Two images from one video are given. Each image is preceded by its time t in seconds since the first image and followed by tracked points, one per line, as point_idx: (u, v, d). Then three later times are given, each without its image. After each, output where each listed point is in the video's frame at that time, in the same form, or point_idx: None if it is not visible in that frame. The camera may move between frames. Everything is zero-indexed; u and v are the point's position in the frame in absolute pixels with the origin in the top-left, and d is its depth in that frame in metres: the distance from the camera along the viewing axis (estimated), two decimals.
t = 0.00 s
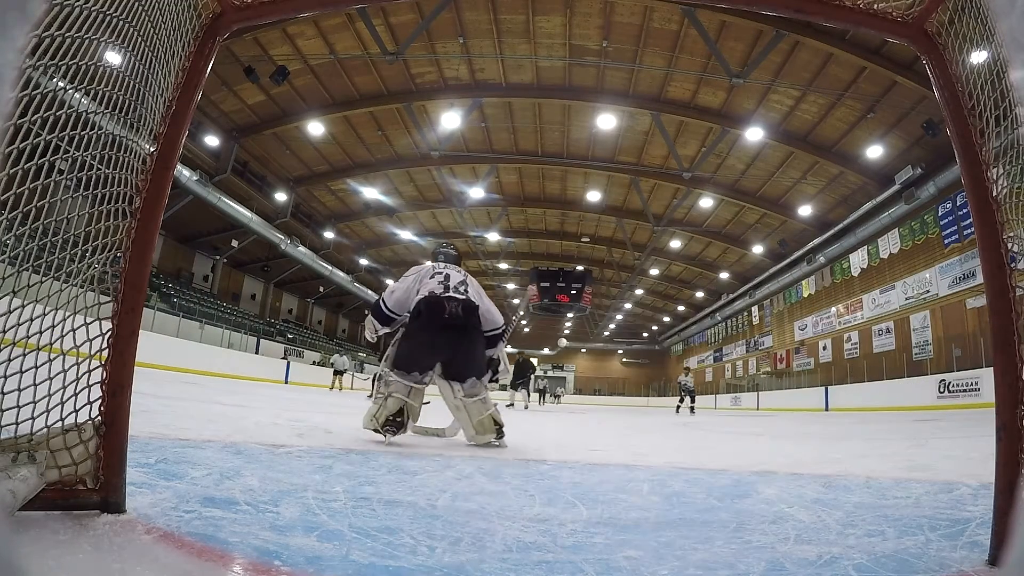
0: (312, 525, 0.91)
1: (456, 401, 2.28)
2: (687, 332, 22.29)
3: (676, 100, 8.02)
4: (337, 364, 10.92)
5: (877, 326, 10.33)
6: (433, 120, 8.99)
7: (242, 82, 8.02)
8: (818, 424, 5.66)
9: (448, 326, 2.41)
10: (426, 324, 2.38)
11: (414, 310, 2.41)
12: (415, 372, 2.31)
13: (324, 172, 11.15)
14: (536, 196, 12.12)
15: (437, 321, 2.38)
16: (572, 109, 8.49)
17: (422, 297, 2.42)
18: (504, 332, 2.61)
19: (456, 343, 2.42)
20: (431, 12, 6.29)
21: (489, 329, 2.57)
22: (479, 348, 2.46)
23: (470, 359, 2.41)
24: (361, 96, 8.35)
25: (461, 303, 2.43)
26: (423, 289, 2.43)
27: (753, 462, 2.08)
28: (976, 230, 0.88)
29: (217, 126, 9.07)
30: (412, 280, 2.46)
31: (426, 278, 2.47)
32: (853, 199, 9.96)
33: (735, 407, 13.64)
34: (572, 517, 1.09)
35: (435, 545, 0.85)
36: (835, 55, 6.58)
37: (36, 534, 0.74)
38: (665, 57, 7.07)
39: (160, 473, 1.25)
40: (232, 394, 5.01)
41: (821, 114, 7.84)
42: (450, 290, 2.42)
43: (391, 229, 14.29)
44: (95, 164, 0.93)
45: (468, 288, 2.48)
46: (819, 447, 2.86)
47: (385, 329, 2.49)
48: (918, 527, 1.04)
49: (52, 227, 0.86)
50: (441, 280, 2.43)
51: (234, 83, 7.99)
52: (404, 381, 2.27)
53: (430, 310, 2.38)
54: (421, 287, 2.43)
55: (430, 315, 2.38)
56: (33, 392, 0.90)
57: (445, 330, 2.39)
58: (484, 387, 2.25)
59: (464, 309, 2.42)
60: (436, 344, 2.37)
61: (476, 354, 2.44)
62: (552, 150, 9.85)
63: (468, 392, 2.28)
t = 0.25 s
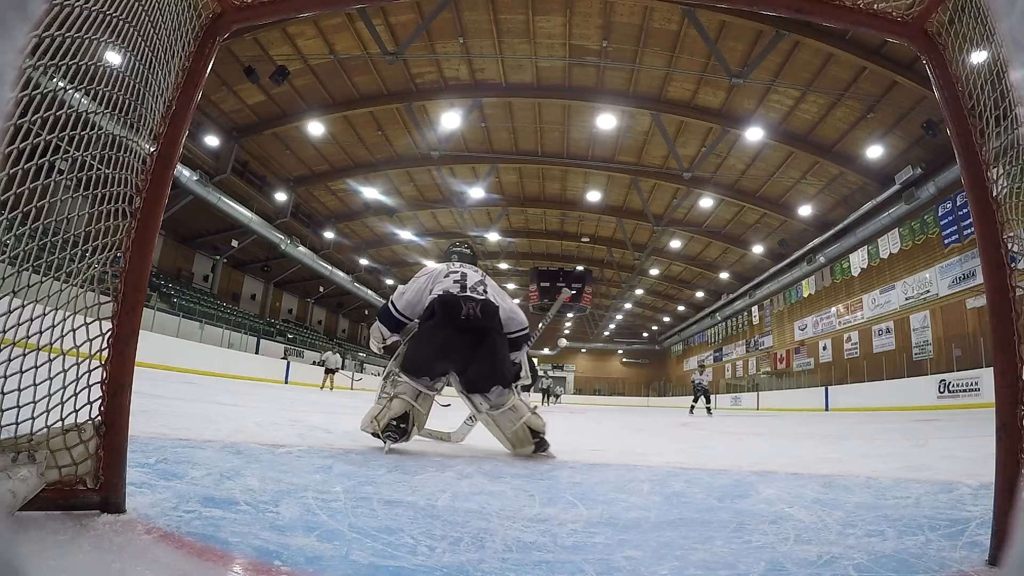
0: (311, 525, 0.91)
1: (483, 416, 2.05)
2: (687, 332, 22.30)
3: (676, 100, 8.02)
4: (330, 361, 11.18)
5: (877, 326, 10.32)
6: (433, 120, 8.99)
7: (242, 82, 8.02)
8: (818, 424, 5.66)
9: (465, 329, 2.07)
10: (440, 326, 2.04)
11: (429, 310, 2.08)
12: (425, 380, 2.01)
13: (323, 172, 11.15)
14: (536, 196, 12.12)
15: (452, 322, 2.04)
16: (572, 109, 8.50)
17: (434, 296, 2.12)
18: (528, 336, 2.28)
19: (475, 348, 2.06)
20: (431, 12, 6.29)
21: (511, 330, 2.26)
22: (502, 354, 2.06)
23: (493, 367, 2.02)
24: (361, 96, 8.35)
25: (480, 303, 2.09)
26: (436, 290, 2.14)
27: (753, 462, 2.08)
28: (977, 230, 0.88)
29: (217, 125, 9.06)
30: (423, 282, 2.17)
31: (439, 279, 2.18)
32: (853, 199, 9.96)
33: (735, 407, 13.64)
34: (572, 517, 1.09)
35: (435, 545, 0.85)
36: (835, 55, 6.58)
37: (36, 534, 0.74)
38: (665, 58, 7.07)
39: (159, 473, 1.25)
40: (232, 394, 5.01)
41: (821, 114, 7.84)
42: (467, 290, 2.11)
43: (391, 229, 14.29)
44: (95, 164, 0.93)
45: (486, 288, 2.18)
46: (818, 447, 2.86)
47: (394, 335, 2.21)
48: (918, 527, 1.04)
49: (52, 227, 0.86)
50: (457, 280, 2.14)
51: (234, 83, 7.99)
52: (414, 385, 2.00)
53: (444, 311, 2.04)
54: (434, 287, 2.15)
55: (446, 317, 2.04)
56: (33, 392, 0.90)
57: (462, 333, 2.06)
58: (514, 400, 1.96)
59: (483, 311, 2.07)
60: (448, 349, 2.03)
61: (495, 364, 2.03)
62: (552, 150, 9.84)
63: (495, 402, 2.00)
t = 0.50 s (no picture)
0: (311, 526, 0.91)
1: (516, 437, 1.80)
2: (686, 332, 22.31)
3: (676, 100, 8.02)
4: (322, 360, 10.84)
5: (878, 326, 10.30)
6: (433, 120, 8.99)
7: (242, 82, 8.02)
8: (817, 423, 5.66)
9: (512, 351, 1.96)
10: (484, 343, 1.93)
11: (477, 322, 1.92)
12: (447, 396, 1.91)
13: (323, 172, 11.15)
14: (536, 196, 12.12)
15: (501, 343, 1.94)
16: (572, 108, 8.50)
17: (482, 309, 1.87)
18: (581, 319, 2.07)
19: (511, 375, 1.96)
20: (431, 12, 6.29)
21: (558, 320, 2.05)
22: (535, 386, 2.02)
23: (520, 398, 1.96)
24: (361, 96, 8.35)
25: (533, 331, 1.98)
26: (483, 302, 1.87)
27: (753, 462, 2.08)
28: (977, 230, 0.89)
29: (217, 126, 9.06)
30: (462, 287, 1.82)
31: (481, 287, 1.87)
32: (853, 199, 9.96)
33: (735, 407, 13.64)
34: (572, 518, 1.09)
35: (435, 545, 0.85)
36: (835, 55, 6.58)
37: (36, 534, 0.74)
38: (665, 58, 7.07)
39: (159, 473, 1.25)
40: (232, 394, 5.01)
41: (821, 114, 7.84)
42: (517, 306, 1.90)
43: (391, 229, 14.28)
44: (95, 164, 0.93)
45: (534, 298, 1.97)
46: (819, 447, 2.86)
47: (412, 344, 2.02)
48: (918, 528, 1.04)
49: (52, 227, 0.86)
50: (504, 290, 1.89)
51: (234, 83, 7.99)
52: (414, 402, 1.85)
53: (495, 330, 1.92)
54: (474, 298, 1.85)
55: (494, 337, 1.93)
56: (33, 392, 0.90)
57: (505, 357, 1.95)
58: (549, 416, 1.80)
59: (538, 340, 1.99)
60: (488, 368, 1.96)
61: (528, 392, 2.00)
62: (552, 150, 9.84)
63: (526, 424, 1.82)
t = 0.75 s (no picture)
0: (311, 525, 0.91)
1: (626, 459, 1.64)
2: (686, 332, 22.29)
3: (676, 100, 8.02)
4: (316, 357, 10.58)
5: (878, 326, 10.29)
6: (433, 120, 8.99)
7: (242, 81, 8.02)
8: (818, 423, 5.66)
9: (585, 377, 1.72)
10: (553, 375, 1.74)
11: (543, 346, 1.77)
12: (531, 434, 1.74)
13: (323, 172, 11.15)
14: (536, 196, 12.12)
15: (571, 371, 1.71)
16: (572, 109, 8.50)
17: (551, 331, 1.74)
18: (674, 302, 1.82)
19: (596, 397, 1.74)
20: (432, 12, 6.29)
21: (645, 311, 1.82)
22: (625, 403, 1.74)
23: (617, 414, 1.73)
24: (361, 96, 8.35)
25: (603, 343, 1.73)
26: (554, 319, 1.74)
27: (753, 462, 2.08)
28: (976, 230, 0.89)
29: (217, 125, 9.05)
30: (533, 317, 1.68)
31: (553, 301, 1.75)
32: (853, 199, 9.95)
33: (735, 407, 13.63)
34: (573, 518, 1.09)
35: (435, 545, 0.85)
36: (835, 55, 6.58)
37: (36, 534, 0.74)
38: (665, 58, 7.07)
39: (160, 473, 1.25)
40: (232, 394, 5.01)
41: (821, 114, 7.84)
42: (589, 317, 1.74)
43: (391, 229, 14.28)
44: (95, 164, 0.93)
45: (614, 302, 1.77)
46: (818, 447, 2.86)
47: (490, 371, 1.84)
48: (918, 527, 1.04)
49: (52, 226, 0.85)
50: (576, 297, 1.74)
51: (234, 83, 7.99)
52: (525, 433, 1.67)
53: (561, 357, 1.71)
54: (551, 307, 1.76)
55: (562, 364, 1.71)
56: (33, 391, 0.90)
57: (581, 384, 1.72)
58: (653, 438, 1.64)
59: (609, 353, 1.73)
60: (565, 402, 1.74)
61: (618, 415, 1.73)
62: (552, 150, 9.84)
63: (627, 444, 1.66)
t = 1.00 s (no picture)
0: (310, 526, 0.91)
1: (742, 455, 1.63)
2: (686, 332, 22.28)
3: (676, 100, 8.01)
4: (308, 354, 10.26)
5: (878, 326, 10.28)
6: (433, 120, 8.99)
7: (242, 81, 8.01)
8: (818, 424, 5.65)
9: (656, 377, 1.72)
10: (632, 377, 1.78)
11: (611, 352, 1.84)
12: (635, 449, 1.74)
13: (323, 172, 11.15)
14: (536, 196, 12.12)
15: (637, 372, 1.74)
16: (572, 108, 8.50)
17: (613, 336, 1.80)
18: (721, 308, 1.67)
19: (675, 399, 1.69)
20: (431, 12, 6.29)
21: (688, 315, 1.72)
22: (707, 403, 1.66)
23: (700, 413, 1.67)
24: (361, 96, 8.35)
25: (660, 340, 1.72)
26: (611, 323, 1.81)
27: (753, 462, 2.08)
28: (976, 230, 0.89)
29: (217, 125, 9.05)
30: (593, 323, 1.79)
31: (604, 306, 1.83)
32: (853, 198, 9.95)
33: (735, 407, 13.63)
34: (573, 517, 1.09)
35: (435, 545, 0.85)
36: (835, 55, 6.57)
37: (35, 534, 0.74)
38: (665, 58, 7.07)
39: (160, 473, 1.25)
40: (232, 394, 5.01)
41: (821, 114, 7.84)
42: (638, 316, 1.75)
43: (391, 229, 14.28)
44: (95, 164, 0.93)
45: (665, 298, 1.75)
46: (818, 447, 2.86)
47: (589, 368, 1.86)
48: (918, 528, 1.04)
49: (52, 227, 0.85)
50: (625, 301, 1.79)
51: (234, 83, 7.99)
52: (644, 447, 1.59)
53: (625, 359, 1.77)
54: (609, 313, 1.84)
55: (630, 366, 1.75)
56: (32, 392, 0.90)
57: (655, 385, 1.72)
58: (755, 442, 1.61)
59: (671, 347, 1.72)
60: (650, 408, 1.70)
61: (705, 414, 1.67)
62: (552, 150, 9.84)
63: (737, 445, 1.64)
